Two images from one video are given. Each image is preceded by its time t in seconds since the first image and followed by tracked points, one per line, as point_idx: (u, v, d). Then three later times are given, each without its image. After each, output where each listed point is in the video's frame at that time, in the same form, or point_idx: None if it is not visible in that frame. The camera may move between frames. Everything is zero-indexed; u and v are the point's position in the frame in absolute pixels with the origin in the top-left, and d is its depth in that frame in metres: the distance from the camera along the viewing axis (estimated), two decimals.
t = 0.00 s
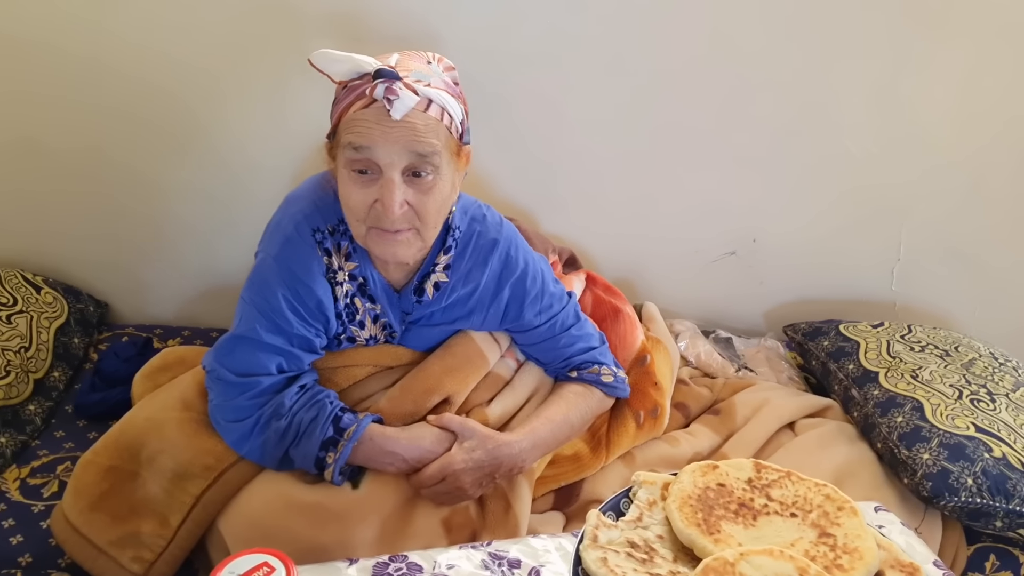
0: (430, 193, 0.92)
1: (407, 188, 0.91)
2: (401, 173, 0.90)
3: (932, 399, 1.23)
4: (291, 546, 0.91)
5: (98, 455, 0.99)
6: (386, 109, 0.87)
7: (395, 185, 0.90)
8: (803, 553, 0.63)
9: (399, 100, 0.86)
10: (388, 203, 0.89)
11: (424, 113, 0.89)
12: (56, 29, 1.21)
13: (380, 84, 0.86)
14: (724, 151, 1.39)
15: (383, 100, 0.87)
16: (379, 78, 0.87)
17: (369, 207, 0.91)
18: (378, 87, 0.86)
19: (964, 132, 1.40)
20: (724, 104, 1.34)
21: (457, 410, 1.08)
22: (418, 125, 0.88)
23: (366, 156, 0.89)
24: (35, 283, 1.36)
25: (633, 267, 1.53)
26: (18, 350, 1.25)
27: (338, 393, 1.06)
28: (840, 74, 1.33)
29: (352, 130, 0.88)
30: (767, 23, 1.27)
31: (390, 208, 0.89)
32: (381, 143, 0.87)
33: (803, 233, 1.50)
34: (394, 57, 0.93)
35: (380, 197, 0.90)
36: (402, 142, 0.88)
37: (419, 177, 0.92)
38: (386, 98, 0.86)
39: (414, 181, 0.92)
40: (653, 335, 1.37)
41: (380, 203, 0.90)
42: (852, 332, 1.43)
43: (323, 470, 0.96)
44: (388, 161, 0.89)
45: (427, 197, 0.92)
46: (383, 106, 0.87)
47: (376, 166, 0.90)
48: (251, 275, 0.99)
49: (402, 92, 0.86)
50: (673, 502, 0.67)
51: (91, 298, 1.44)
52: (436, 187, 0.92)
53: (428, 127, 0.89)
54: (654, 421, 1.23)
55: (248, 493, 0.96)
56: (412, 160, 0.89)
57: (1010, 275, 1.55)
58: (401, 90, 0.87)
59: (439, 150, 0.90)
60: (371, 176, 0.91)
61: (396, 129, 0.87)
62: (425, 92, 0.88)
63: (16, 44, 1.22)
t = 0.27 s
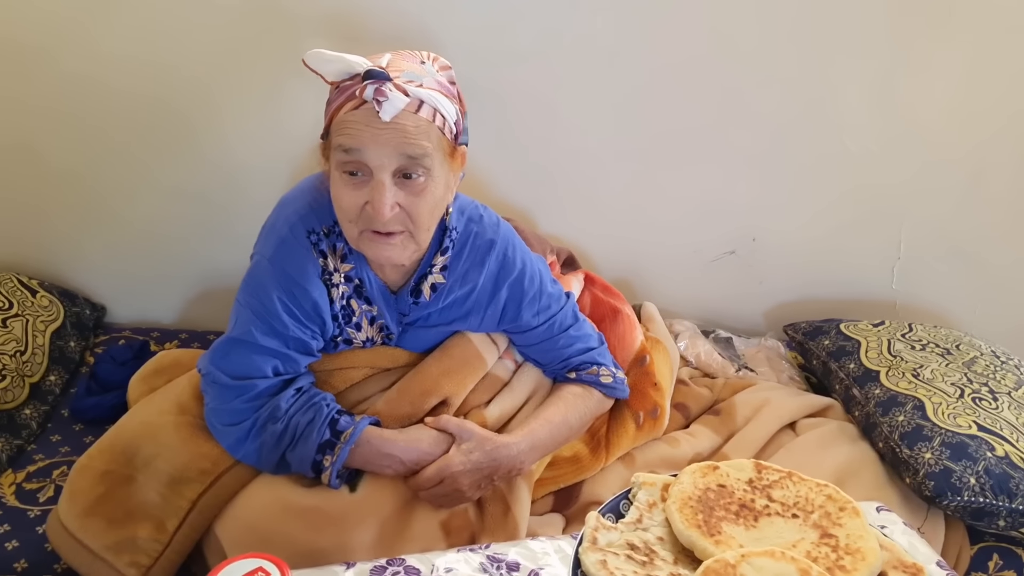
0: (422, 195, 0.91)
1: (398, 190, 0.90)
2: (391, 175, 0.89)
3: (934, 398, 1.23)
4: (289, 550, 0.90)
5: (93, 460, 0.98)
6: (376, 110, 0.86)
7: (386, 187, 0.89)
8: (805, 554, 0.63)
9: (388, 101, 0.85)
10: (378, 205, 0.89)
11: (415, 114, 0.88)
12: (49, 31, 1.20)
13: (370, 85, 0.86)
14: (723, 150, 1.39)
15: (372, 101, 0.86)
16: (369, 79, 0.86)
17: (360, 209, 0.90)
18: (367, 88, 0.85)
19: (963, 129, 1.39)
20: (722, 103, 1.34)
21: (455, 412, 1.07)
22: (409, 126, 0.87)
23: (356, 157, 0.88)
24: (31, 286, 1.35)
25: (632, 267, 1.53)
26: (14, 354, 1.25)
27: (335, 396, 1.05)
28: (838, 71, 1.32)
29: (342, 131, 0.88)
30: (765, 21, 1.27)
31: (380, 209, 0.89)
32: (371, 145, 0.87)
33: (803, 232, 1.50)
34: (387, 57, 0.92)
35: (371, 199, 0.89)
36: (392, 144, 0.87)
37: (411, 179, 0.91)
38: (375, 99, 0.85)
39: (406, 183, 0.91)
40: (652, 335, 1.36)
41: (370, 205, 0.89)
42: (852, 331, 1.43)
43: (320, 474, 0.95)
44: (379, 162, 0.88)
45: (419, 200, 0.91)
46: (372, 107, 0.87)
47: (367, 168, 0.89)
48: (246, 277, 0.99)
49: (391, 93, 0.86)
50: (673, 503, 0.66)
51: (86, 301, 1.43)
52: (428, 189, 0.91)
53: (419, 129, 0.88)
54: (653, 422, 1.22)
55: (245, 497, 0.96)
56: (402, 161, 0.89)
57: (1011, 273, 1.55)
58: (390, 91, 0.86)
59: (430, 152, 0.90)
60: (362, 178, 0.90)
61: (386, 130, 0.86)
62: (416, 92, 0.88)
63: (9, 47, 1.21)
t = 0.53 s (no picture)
0: (419, 195, 0.92)
1: (396, 190, 0.91)
2: (389, 174, 0.89)
3: (933, 397, 1.23)
4: (291, 551, 0.90)
5: (95, 462, 0.99)
6: (374, 110, 0.87)
7: (384, 186, 0.89)
8: (804, 553, 0.63)
9: (386, 100, 0.86)
10: (375, 204, 0.89)
11: (413, 115, 0.88)
12: (50, 34, 1.21)
13: (368, 84, 0.86)
14: (722, 150, 1.39)
15: (370, 100, 0.87)
16: (368, 79, 0.87)
17: (358, 208, 0.91)
18: (366, 88, 0.86)
19: (962, 129, 1.40)
20: (722, 103, 1.34)
21: (456, 412, 1.08)
22: (407, 126, 0.88)
23: (354, 157, 0.89)
24: (33, 289, 1.35)
25: (632, 267, 1.53)
26: (16, 356, 1.25)
27: (336, 397, 1.05)
28: (837, 71, 1.33)
29: (341, 130, 0.88)
30: (764, 21, 1.27)
31: (377, 208, 0.89)
32: (369, 144, 0.87)
33: (802, 232, 1.50)
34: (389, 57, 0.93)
35: (368, 198, 0.90)
36: (390, 144, 0.87)
37: (408, 179, 0.91)
38: (373, 98, 0.86)
39: (404, 183, 0.91)
40: (653, 335, 1.37)
41: (367, 204, 0.90)
42: (851, 330, 1.43)
43: (322, 474, 0.96)
44: (376, 162, 0.88)
45: (416, 200, 0.92)
46: (370, 107, 0.87)
47: (365, 167, 0.89)
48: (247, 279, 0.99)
49: (389, 92, 0.86)
50: (673, 503, 0.67)
51: (88, 303, 1.44)
52: (426, 189, 0.92)
53: (417, 129, 0.88)
54: (654, 422, 1.23)
55: (247, 498, 0.96)
56: (400, 161, 0.89)
57: (1010, 272, 1.55)
58: (389, 90, 0.86)
59: (428, 153, 0.90)
60: (360, 178, 0.90)
61: (383, 130, 0.87)
62: (415, 93, 0.88)
63: (10, 50, 1.22)
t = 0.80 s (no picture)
0: (423, 194, 0.92)
1: (400, 188, 0.91)
2: (394, 173, 0.90)
3: (935, 399, 1.23)
4: (295, 554, 0.90)
5: (99, 465, 0.99)
6: (382, 107, 0.87)
7: (388, 184, 0.89)
8: (807, 556, 0.63)
9: (394, 98, 0.86)
10: (379, 202, 0.89)
11: (421, 114, 0.88)
12: (53, 38, 1.21)
13: (378, 82, 0.87)
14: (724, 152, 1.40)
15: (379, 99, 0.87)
16: (377, 77, 0.87)
17: (363, 206, 0.91)
18: (375, 85, 0.86)
19: (963, 131, 1.40)
20: (724, 106, 1.34)
21: (459, 414, 1.08)
22: (413, 125, 0.88)
23: (360, 154, 0.89)
24: (36, 292, 1.36)
25: (634, 270, 1.53)
26: (20, 359, 1.25)
27: (340, 399, 1.06)
28: (837, 73, 1.33)
29: (349, 128, 0.89)
30: (766, 24, 1.27)
31: (382, 206, 0.89)
32: (375, 142, 0.87)
33: (804, 234, 1.50)
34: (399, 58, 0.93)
35: (373, 196, 0.90)
36: (396, 142, 0.88)
37: (413, 178, 0.91)
38: (382, 96, 0.86)
39: (408, 182, 0.91)
40: (655, 337, 1.37)
41: (372, 202, 0.90)
42: (853, 332, 1.43)
43: (326, 477, 0.96)
44: (382, 160, 0.88)
45: (421, 199, 0.92)
46: (379, 105, 0.87)
47: (371, 165, 0.90)
48: (252, 282, 0.99)
49: (398, 91, 0.86)
50: (676, 506, 0.67)
51: (91, 306, 1.44)
52: (430, 189, 0.92)
53: (423, 128, 0.89)
54: (656, 424, 1.23)
55: (251, 501, 0.96)
56: (405, 160, 0.89)
57: (1012, 273, 1.55)
58: (398, 89, 0.87)
59: (434, 152, 0.90)
60: (365, 176, 0.91)
61: (390, 128, 0.87)
62: (423, 93, 0.88)
63: (14, 54, 1.22)
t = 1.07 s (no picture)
0: (459, 192, 0.95)
1: (438, 190, 0.93)
2: (432, 175, 0.92)
3: (937, 404, 1.23)
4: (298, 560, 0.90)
5: (103, 470, 1.00)
6: (416, 113, 0.88)
7: (429, 188, 0.92)
8: (812, 563, 0.63)
9: (430, 102, 0.88)
10: (425, 207, 0.91)
11: (449, 114, 0.91)
12: (57, 44, 1.21)
13: (408, 89, 0.87)
14: (726, 156, 1.40)
15: (411, 105, 0.88)
16: (405, 83, 0.88)
17: (403, 212, 0.92)
18: (407, 93, 0.87)
19: (965, 135, 1.40)
20: (725, 109, 1.34)
21: (462, 420, 1.08)
22: (447, 126, 0.91)
23: (397, 162, 0.90)
24: (38, 296, 1.36)
25: (636, 274, 1.53)
26: (22, 363, 1.25)
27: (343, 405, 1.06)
28: (838, 77, 1.33)
29: (381, 138, 0.89)
30: (767, 28, 1.28)
31: (429, 210, 0.91)
32: (415, 148, 0.89)
33: (806, 238, 1.50)
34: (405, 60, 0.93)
35: (415, 202, 0.92)
36: (435, 145, 0.90)
37: (447, 178, 0.94)
38: (417, 102, 0.87)
39: (443, 183, 0.94)
40: (657, 342, 1.37)
41: (416, 207, 0.92)
42: (855, 337, 1.43)
43: (329, 483, 0.96)
44: (421, 165, 0.90)
45: (457, 197, 0.95)
46: (414, 111, 0.88)
47: (407, 172, 0.91)
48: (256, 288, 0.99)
49: (433, 96, 0.88)
50: (680, 513, 0.67)
51: (94, 310, 1.44)
52: (463, 186, 0.96)
53: (455, 128, 0.92)
54: (659, 429, 1.23)
55: (254, 507, 0.96)
56: (443, 161, 0.92)
57: (1014, 277, 1.55)
58: (430, 93, 0.88)
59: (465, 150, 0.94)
60: (400, 182, 0.92)
61: (428, 132, 0.89)
62: (446, 93, 0.91)
63: (18, 60, 1.23)
